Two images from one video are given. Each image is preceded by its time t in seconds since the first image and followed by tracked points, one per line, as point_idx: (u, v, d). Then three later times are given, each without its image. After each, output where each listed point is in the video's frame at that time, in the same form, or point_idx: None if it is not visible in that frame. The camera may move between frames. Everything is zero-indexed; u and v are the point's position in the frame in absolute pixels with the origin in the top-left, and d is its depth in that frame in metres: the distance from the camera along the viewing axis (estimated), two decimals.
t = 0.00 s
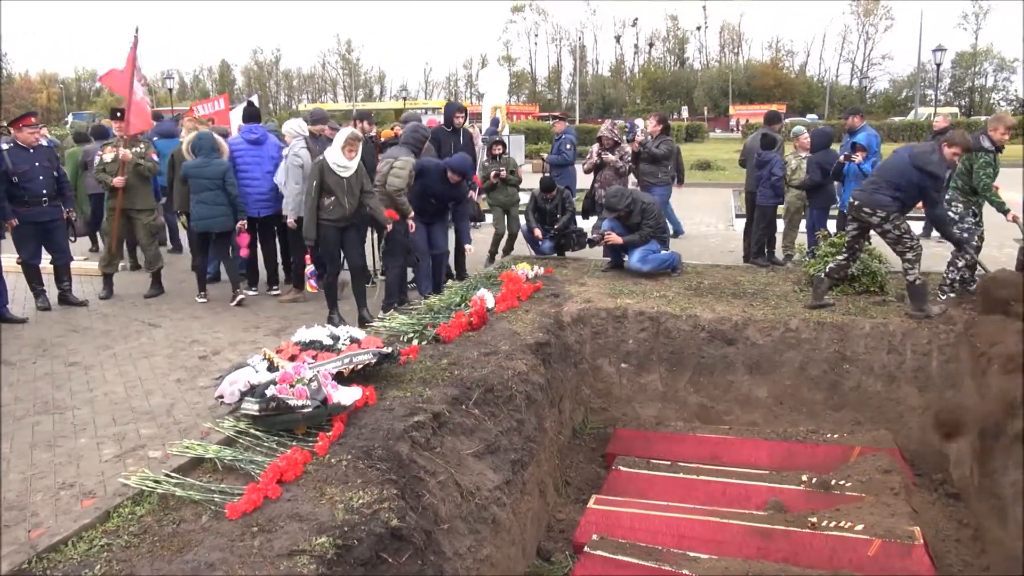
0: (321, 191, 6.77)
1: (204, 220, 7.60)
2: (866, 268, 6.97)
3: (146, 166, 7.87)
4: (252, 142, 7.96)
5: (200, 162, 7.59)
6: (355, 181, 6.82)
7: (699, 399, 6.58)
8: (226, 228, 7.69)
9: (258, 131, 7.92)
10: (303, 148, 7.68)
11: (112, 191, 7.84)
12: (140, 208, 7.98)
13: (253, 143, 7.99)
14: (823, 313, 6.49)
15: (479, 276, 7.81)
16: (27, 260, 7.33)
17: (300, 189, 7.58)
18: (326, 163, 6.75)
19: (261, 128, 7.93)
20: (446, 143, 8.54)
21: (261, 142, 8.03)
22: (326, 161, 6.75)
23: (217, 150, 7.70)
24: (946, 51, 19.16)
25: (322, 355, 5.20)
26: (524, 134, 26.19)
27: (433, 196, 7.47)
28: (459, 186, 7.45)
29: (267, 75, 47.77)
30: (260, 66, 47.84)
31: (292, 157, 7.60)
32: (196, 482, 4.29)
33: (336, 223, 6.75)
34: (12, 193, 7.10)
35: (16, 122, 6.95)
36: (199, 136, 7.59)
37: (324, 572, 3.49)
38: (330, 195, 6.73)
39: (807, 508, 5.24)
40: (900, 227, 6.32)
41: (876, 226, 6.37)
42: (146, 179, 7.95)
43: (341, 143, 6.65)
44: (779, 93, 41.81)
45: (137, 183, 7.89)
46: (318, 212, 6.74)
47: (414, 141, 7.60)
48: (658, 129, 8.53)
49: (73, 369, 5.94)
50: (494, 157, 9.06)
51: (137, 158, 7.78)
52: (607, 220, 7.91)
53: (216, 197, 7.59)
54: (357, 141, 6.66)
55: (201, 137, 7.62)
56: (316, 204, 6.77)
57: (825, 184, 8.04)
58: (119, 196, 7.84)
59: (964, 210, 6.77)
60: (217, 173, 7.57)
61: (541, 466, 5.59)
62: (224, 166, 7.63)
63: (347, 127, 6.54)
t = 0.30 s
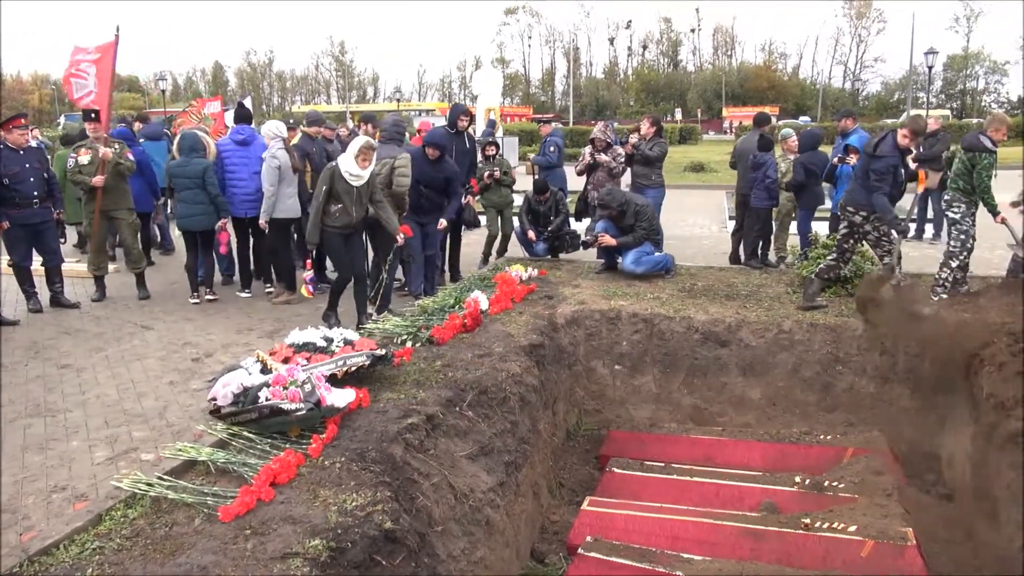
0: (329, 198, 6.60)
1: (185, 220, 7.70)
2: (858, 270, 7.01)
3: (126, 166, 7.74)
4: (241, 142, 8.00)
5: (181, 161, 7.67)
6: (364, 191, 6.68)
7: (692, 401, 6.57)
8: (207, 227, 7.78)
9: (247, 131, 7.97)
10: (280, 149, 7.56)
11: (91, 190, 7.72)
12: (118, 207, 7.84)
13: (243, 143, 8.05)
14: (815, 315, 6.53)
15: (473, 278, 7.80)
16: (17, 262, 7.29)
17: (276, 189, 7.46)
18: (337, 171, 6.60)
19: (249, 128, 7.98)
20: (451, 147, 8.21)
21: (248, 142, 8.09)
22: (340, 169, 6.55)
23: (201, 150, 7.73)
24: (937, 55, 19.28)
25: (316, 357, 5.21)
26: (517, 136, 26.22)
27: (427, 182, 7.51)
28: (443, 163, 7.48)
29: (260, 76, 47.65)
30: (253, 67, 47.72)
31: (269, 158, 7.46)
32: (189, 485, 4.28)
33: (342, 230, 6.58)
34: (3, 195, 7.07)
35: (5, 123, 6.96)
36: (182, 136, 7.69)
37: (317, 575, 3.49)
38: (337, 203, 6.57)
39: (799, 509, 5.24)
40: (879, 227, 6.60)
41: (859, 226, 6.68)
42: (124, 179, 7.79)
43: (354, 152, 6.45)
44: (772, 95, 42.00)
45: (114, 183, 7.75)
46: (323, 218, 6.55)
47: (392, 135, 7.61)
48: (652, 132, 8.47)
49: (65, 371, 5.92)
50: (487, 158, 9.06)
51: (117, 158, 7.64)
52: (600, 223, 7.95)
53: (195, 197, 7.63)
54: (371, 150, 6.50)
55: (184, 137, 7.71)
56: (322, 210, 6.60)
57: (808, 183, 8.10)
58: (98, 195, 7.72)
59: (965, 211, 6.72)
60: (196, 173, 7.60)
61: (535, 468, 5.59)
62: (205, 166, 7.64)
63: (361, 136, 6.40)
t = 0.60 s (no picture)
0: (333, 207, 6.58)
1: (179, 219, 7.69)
2: (852, 271, 7.05)
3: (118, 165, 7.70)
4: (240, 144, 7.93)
5: (177, 162, 7.71)
6: (371, 206, 6.63)
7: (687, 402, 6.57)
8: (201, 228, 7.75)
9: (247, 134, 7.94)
10: (263, 150, 7.50)
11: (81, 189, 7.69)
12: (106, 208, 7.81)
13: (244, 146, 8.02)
14: (810, 316, 6.56)
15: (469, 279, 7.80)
16: (10, 263, 7.25)
17: (255, 190, 7.42)
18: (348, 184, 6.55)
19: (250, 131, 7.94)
20: (451, 152, 8.21)
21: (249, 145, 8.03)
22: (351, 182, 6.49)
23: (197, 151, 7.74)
24: (931, 57, 19.33)
25: (311, 359, 5.20)
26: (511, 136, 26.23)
27: (411, 177, 7.56)
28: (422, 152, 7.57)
29: (254, 77, 47.57)
30: (248, 68, 47.64)
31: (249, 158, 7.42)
32: (183, 487, 4.27)
33: (340, 241, 6.57)
34: None
35: None
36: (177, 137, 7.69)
37: None
38: (340, 214, 6.55)
39: (794, 510, 5.23)
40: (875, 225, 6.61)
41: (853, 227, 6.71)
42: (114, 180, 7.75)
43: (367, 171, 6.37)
44: (766, 97, 42.15)
45: (104, 184, 7.71)
46: (324, 224, 6.55)
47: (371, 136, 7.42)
48: (648, 133, 8.48)
49: (59, 372, 5.90)
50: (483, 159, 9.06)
51: (109, 158, 7.60)
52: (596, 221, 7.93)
53: (188, 198, 7.63)
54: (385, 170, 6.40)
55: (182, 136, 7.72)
56: (325, 217, 6.59)
57: (799, 185, 8.13)
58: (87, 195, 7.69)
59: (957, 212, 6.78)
60: (188, 174, 7.65)
61: (530, 470, 5.58)
62: (197, 166, 7.70)
63: (377, 155, 6.27)
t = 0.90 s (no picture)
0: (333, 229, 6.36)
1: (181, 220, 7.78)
2: (845, 272, 7.05)
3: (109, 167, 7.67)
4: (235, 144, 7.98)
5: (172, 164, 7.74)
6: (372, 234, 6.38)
7: (681, 403, 6.56)
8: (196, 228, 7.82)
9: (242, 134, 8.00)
10: (246, 150, 7.61)
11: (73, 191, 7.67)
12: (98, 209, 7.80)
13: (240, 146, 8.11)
14: (803, 317, 6.58)
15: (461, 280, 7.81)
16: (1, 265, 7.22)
17: (237, 189, 7.46)
18: (349, 211, 6.30)
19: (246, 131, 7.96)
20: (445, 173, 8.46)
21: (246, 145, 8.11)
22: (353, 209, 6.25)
23: (193, 152, 7.70)
24: (924, 59, 19.36)
25: (304, 360, 5.20)
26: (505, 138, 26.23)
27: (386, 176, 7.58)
28: (396, 153, 7.56)
29: (248, 78, 47.46)
30: (241, 68, 47.52)
31: (233, 158, 7.52)
32: (176, 488, 4.25)
33: (339, 263, 6.35)
34: None
35: None
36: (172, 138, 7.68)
37: None
38: (339, 237, 6.34)
39: (788, 510, 5.23)
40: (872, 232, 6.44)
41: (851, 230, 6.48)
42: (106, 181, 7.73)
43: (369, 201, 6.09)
44: (760, 99, 42.33)
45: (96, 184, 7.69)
46: (322, 246, 6.34)
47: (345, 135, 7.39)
48: (641, 135, 8.48)
49: (51, 374, 5.87)
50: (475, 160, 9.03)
51: (102, 160, 7.58)
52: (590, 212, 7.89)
53: (183, 199, 7.67)
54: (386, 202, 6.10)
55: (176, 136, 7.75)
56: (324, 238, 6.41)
57: (793, 186, 8.10)
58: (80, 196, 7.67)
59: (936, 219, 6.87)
60: (182, 175, 7.63)
61: (524, 471, 5.57)
62: (193, 167, 7.65)
63: (379, 187, 6.03)
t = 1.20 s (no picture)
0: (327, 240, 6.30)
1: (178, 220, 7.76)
2: (836, 273, 7.08)
3: (98, 170, 7.64)
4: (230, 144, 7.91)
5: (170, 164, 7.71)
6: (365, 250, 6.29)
7: (673, 404, 6.57)
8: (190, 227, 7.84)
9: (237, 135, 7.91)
10: (228, 150, 7.54)
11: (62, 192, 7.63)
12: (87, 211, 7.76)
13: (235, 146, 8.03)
14: (794, 317, 6.59)
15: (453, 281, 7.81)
16: None
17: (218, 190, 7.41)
18: (343, 224, 6.29)
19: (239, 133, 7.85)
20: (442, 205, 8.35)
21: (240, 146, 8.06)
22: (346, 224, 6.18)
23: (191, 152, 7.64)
24: (913, 61, 19.45)
25: (295, 361, 5.19)
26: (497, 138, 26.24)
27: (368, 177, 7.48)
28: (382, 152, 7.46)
29: (241, 78, 47.33)
30: (233, 69, 47.41)
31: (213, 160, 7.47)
32: (166, 490, 4.23)
33: (331, 273, 6.30)
34: None
35: None
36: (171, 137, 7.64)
37: None
38: (332, 249, 6.29)
39: (780, 509, 5.22)
40: (884, 233, 6.34)
41: (859, 233, 6.38)
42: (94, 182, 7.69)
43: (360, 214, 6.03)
44: (753, 100, 42.49)
45: (84, 185, 7.65)
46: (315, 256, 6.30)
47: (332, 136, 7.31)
48: (634, 136, 8.41)
49: (40, 376, 5.84)
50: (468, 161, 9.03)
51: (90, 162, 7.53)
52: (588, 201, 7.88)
53: (179, 200, 7.66)
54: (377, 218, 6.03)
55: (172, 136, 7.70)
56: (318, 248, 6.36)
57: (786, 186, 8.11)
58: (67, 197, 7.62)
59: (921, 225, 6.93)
60: (177, 176, 7.58)
61: (516, 472, 5.57)
62: (189, 168, 7.59)
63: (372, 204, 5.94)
